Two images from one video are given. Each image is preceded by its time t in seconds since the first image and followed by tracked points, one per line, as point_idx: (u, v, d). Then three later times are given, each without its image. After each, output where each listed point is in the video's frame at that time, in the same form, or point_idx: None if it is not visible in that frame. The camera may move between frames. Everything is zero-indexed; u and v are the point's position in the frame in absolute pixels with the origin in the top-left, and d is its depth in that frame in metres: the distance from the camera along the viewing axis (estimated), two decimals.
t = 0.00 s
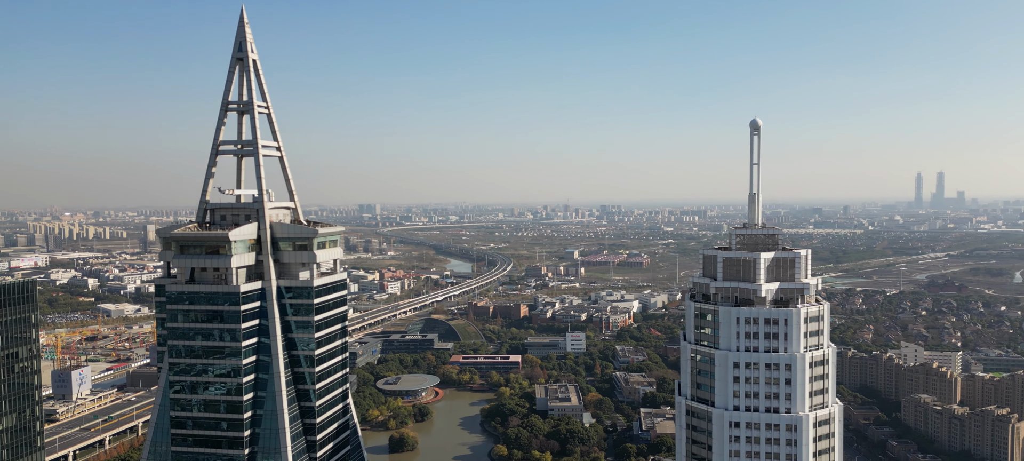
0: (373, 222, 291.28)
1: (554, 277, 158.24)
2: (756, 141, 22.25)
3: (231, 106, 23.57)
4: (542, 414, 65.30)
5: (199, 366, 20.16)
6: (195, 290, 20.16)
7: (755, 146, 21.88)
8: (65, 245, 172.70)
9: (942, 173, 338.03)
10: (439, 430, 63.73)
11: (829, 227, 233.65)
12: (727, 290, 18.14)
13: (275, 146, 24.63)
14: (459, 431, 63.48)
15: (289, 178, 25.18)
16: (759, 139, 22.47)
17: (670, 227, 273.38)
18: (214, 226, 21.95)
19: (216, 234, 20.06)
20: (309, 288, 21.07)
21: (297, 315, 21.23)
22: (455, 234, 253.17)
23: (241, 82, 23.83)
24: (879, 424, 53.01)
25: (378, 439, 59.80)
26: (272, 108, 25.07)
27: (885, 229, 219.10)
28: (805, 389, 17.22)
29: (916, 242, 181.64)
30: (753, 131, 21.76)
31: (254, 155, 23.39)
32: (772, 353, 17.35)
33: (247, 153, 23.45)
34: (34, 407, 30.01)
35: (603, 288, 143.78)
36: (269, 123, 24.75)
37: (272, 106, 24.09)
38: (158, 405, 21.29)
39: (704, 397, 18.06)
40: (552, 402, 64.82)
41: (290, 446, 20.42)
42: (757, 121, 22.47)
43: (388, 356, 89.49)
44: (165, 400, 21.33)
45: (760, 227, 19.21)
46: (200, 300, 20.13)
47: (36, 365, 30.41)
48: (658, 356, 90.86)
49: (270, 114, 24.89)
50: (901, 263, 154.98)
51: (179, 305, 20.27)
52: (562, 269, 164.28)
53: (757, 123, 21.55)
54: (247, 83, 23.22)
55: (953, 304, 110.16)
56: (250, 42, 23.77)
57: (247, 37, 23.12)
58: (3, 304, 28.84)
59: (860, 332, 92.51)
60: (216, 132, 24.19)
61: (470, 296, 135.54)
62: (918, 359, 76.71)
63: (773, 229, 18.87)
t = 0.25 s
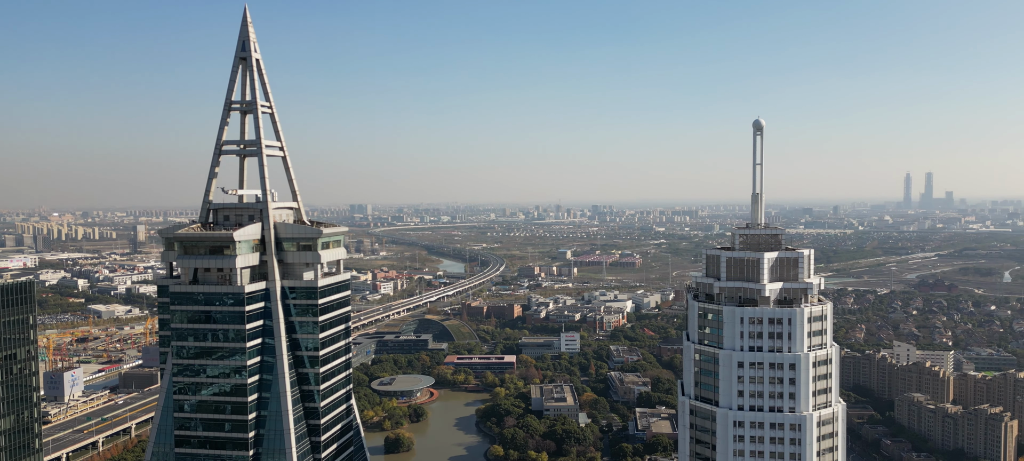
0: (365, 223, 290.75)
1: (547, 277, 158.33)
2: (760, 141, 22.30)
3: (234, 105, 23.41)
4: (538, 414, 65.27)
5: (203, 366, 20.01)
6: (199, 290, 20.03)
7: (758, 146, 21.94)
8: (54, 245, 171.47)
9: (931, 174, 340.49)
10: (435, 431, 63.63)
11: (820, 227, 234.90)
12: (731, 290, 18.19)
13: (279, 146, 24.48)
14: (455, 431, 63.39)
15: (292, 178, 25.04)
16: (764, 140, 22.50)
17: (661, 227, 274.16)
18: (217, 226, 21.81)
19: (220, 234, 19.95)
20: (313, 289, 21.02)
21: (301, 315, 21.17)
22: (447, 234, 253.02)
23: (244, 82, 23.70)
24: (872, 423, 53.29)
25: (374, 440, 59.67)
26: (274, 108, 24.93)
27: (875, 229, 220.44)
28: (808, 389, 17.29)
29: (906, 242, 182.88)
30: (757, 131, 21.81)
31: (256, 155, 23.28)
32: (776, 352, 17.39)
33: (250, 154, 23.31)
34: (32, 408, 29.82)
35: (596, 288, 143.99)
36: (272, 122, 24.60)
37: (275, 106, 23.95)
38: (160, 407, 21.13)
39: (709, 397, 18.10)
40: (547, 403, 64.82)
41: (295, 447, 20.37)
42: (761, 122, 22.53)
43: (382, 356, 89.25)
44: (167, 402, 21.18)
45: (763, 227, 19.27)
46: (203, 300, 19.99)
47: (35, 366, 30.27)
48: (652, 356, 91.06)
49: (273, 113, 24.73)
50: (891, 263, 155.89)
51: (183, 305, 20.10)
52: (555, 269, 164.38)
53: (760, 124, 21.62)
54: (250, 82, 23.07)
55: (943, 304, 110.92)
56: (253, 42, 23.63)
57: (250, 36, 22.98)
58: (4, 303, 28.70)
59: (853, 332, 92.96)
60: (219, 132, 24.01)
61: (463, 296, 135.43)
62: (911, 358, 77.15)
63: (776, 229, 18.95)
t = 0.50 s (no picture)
0: (357, 223, 290.06)
1: (540, 277, 158.42)
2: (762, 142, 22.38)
3: (237, 105, 23.29)
4: (534, 414, 65.27)
5: (208, 367, 19.95)
6: (204, 291, 19.92)
7: (760, 146, 22.02)
8: (43, 245, 170.19)
9: (919, 174, 342.98)
10: (430, 431, 63.55)
11: (810, 227, 236.06)
12: (734, 289, 18.26)
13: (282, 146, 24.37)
14: (450, 431, 63.29)
15: (295, 178, 24.93)
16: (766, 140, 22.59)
17: (653, 227, 274.85)
18: (220, 226, 21.69)
19: (225, 234, 19.84)
20: (318, 290, 20.88)
21: (305, 315, 21.02)
22: (439, 234, 252.73)
23: (247, 82, 23.60)
24: (866, 421, 53.61)
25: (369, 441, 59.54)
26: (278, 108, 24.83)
27: (865, 229, 221.78)
28: (812, 388, 17.35)
29: (895, 242, 184.11)
30: (759, 131, 21.88)
31: (259, 155, 23.14)
32: (781, 352, 17.45)
33: (253, 154, 23.18)
34: (31, 410, 29.65)
35: (589, 288, 144.19)
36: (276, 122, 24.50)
37: (279, 105, 23.84)
38: (165, 407, 21.05)
39: (712, 396, 18.15)
40: (543, 403, 64.82)
41: (299, 448, 20.27)
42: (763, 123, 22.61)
43: (376, 357, 89.02)
44: (172, 402, 21.09)
45: (766, 227, 19.33)
46: (208, 300, 19.88)
47: (34, 366, 30.07)
48: (646, 356, 91.25)
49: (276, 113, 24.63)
50: (881, 262, 156.86)
51: (187, 306, 20.02)
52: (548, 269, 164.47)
53: (762, 124, 21.70)
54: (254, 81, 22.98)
55: (934, 303, 111.67)
56: (256, 42, 23.57)
57: (253, 36, 22.89)
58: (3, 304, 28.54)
59: (844, 331, 93.44)
60: (222, 132, 23.89)
61: (456, 296, 135.30)
62: (903, 357, 77.59)
63: (779, 229, 19.00)
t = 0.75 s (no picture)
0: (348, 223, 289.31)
1: (533, 277, 158.52)
2: (765, 142, 22.47)
3: (239, 105, 23.17)
4: (529, 414, 65.28)
5: (212, 368, 19.82)
6: (207, 291, 19.76)
7: (763, 146, 22.11)
8: (31, 246, 168.91)
9: (908, 175, 345.29)
10: (425, 431, 63.41)
11: (801, 227, 237.13)
12: (737, 289, 18.36)
13: (284, 145, 24.25)
14: (445, 432, 63.16)
15: (298, 177, 24.81)
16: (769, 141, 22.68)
17: (645, 228, 275.57)
18: (223, 226, 21.53)
19: (229, 234, 19.73)
20: (322, 290, 20.80)
21: (309, 316, 20.96)
22: (431, 235, 252.35)
23: (250, 81, 23.46)
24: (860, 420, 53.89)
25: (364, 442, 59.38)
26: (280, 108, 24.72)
27: (855, 229, 223.07)
28: (815, 387, 17.44)
29: (885, 242, 185.29)
30: (761, 131, 21.96)
31: (263, 155, 23.01)
32: (784, 351, 17.54)
33: (257, 154, 23.05)
34: (29, 411, 29.50)
35: (582, 288, 144.38)
36: (278, 122, 24.38)
37: (282, 105, 23.72)
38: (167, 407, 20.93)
39: (716, 395, 18.20)
40: (538, 402, 64.85)
41: (303, 448, 20.21)
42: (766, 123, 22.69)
43: (370, 357, 88.81)
44: (175, 402, 20.95)
45: (768, 227, 19.39)
46: (211, 301, 19.74)
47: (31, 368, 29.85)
48: (640, 356, 91.44)
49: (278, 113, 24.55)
50: (872, 262, 157.79)
51: (190, 307, 19.86)
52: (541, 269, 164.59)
53: (765, 123, 21.76)
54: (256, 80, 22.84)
55: (925, 303, 112.34)
56: (259, 41, 23.47)
57: (256, 35, 22.77)
58: None
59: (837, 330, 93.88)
60: (224, 131, 23.73)
61: (449, 297, 135.18)
62: (896, 357, 78.02)
63: (781, 229, 19.07)
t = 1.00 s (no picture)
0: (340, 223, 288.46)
1: (526, 277, 158.57)
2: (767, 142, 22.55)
3: (243, 104, 23.03)
4: (524, 414, 65.26)
5: (216, 369, 19.70)
6: (211, 292, 19.63)
7: (765, 146, 22.17)
8: (20, 246, 167.46)
9: (897, 175, 347.57)
10: (420, 432, 63.28)
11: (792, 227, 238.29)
12: (741, 288, 18.39)
13: (287, 145, 24.13)
14: (441, 432, 63.06)
15: (301, 177, 24.70)
16: (770, 141, 22.78)
17: (637, 228, 276.22)
18: (226, 226, 21.41)
19: (233, 234, 19.61)
20: (326, 290, 20.74)
21: (313, 316, 20.91)
22: (423, 235, 252.08)
23: (252, 81, 23.35)
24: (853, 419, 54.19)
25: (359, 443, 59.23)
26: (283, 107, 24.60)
27: (845, 229, 224.28)
28: (818, 386, 17.51)
29: (875, 242, 186.47)
30: (763, 131, 22.03)
31: (266, 155, 22.93)
32: (787, 351, 17.58)
33: (260, 154, 22.97)
34: (27, 413, 29.64)
35: (575, 288, 144.52)
36: (282, 121, 24.27)
37: (285, 105, 23.62)
38: (170, 408, 20.78)
39: (719, 395, 18.24)
40: (534, 403, 64.86)
41: (308, 449, 20.14)
42: (768, 124, 22.79)
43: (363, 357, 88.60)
44: (177, 404, 20.80)
45: (771, 226, 19.46)
46: (215, 301, 19.62)
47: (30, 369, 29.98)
48: (634, 355, 91.60)
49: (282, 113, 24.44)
50: (862, 262, 158.74)
51: (193, 307, 19.71)
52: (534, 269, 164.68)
53: (767, 124, 21.82)
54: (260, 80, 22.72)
55: (915, 302, 113.07)
56: (262, 40, 23.37)
57: (260, 35, 22.66)
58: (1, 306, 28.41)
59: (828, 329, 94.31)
60: (227, 131, 23.62)
61: (443, 297, 135.04)
62: (888, 355, 78.46)
63: (784, 228, 19.12)
